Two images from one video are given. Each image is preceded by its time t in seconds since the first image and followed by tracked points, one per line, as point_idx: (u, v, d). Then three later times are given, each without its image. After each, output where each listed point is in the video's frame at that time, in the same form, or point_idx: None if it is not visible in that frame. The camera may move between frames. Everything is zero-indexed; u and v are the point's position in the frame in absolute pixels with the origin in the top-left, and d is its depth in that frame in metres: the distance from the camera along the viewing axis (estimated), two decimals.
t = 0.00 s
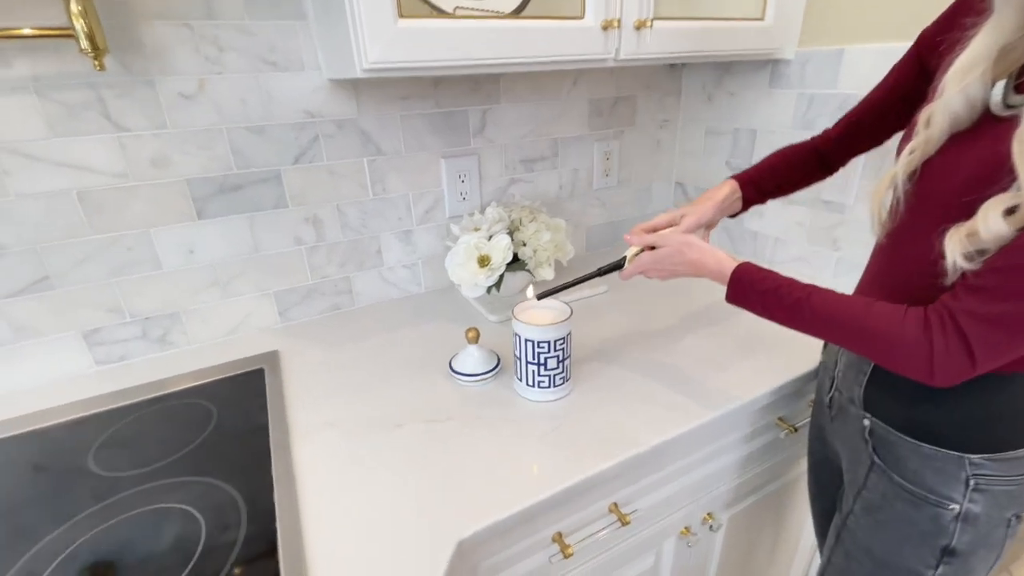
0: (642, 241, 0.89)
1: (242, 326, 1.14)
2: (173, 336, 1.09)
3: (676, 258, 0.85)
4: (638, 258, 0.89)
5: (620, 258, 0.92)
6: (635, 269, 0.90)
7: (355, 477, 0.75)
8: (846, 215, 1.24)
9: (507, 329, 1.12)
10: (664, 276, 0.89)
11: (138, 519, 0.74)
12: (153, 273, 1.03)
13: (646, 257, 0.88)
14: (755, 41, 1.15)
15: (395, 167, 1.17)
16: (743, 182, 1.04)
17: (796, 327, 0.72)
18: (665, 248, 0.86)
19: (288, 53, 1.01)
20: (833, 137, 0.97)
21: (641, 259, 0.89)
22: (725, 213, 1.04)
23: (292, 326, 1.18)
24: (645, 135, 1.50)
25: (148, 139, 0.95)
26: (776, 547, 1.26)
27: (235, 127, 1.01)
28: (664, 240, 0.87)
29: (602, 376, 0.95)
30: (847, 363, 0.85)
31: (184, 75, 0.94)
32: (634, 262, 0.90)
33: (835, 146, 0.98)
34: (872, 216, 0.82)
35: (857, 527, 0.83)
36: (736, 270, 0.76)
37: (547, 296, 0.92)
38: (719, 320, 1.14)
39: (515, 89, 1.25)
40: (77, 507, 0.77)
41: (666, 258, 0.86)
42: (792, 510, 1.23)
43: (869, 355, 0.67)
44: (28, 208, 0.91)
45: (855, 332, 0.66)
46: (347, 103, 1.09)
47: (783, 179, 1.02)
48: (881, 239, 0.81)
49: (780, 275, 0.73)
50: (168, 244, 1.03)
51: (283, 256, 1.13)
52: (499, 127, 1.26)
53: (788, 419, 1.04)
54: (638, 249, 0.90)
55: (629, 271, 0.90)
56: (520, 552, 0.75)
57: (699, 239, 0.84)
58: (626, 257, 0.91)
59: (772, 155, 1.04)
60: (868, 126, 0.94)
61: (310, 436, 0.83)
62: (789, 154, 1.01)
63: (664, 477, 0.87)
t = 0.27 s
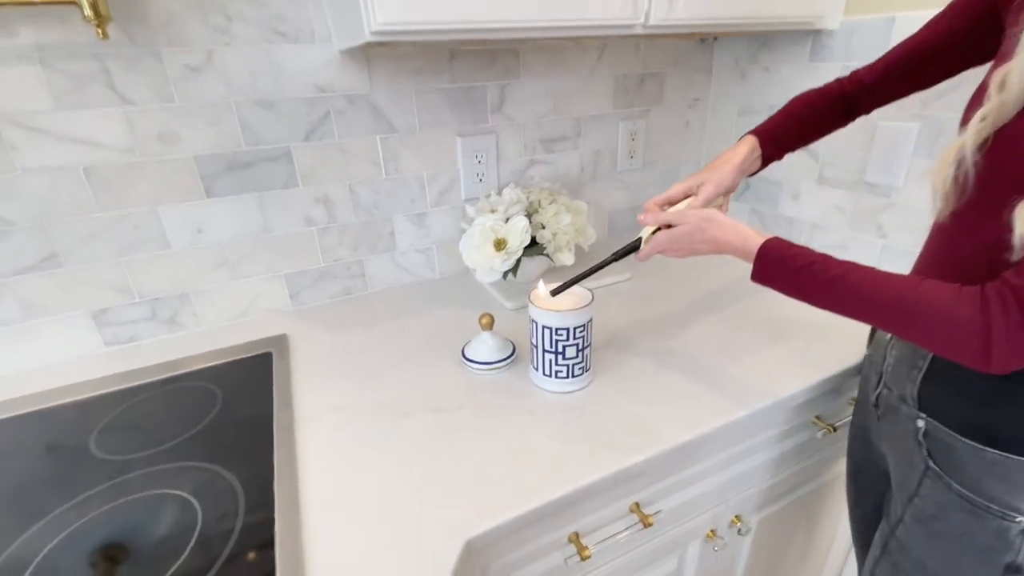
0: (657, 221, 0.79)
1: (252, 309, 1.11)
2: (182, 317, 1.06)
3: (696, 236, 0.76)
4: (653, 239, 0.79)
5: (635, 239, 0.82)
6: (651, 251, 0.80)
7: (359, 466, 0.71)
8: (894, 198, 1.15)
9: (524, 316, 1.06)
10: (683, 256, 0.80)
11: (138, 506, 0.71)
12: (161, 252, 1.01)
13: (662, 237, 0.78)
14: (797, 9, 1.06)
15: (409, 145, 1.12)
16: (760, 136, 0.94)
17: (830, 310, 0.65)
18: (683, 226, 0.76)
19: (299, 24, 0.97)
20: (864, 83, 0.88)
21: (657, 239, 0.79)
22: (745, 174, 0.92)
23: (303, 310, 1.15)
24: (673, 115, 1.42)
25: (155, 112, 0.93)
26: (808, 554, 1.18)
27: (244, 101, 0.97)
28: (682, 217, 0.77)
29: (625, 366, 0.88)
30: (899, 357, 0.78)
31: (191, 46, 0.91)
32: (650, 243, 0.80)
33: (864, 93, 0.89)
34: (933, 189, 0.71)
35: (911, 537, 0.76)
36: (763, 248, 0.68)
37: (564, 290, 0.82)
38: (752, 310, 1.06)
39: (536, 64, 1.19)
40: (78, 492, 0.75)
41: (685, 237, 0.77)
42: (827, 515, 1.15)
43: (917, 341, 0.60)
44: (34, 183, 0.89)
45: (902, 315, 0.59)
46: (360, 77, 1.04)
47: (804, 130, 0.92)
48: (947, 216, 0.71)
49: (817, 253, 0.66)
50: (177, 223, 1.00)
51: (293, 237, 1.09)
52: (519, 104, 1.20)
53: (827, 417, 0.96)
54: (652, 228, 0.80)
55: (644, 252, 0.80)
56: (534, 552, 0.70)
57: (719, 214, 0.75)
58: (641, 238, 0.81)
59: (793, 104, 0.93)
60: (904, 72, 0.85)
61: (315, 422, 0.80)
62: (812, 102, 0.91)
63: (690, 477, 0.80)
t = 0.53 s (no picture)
0: (688, 202, 0.69)
1: (257, 295, 1.06)
2: (185, 304, 1.02)
3: (734, 219, 0.66)
4: (683, 222, 0.69)
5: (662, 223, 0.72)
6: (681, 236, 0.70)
7: (360, 465, 0.66)
8: (951, 181, 1.04)
9: (540, 306, 0.99)
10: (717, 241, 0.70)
11: (128, 503, 0.67)
12: (162, 235, 0.96)
13: (694, 220, 0.68)
14: None
15: (420, 123, 1.06)
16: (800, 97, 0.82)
17: (887, 301, 0.57)
18: (719, 208, 0.66)
19: None
20: (919, 35, 0.77)
21: (688, 222, 0.69)
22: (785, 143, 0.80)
23: (309, 297, 1.10)
24: (703, 93, 1.33)
25: (152, 86, 0.88)
26: (845, 567, 1.09)
27: (245, 75, 0.92)
28: (717, 198, 0.67)
29: (651, 362, 0.81)
30: (968, 358, 0.69)
31: (189, 15, 0.86)
32: (680, 227, 0.70)
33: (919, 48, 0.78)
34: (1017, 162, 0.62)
35: (974, 559, 0.67)
36: (808, 229, 0.60)
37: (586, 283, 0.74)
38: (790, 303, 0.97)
39: (556, 36, 1.10)
40: (67, 487, 0.71)
41: (721, 220, 0.67)
42: (866, 525, 1.06)
43: (996, 339, 0.51)
44: (29, 161, 0.85)
45: (977, 309, 0.50)
46: (368, 50, 0.98)
47: (849, 89, 0.81)
48: None
49: (870, 234, 0.57)
50: (177, 204, 0.96)
51: (299, 220, 1.04)
52: (537, 79, 1.12)
53: (874, 422, 0.87)
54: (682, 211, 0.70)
55: (673, 238, 0.71)
56: (548, 565, 0.63)
57: (760, 192, 0.65)
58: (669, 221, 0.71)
59: (835, 61, 0.82)
60: (967, 22, 0.75)
61: (315, 416, 0.74)
62: (859, 57, 0.80)
63: (722, 484, 0.73)
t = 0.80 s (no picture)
0: (722, 182, 0.62)
1: (255, 284, 1.01)
2: (179, 293, 0.98)
3: (774, 201, 0.58)
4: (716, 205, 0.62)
5: (693, 206, 0.65)
6: (713, 220, 0.64)
7: (352, 472, 0.60)
8: (1009, 164, 0.94)
9: (553, 298, 0.92)
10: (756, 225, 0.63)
11: (110, 508, 0.63)
12: (154, 220, 0.91)
13: (728, 202, 0.61)
14: None
15: (426, 102, 0.99)
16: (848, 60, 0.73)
17: (955, 293, 0.49)
18: (758, 187, 0.58)
19: None
20: None
21: (720, 205, 0.62)
22: (832, 112, 0.72)
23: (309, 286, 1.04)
24: (731, 71, 1.23)
25: (140, 60, 0.82)
26: None
27: (239, 48, 0.86)
28: (755, 176, 0.59)
29: (674, 360, 0.73)
30: None
31: None
32: (712, 210, 0.63)
33: None
34: None
35: None
36: (864, 210, 0.52)
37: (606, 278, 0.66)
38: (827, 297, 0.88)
39: (573, 8, 1.02)
40: (51, 487, 0.67)
41: (760, 202, 0.59)
42: (905, 539, 0.97)
43: None
44: (12, 140, 0.80)
45: None
46: (370, 21, 0.91)
47: (903, 49, 0.71)
48: None
49: (943, 217, 0.50)
50: (169, 188, 0.90)
51: (297, 205, 0.98)
52: (552, 55, 1.05)
53: (921, 429, 0.79)
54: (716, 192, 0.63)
55: (706, 222, 0.64)
56: None
57: (805, 168, 0.57)
58: (702, 204, 0.65)
59: (887, 19, 0.73)
60: None
61: (308, 415, 0.69)
62: (914, 13, 0.71)
63: (753, 497, 0.66)
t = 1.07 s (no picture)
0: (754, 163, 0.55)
1: (244, 273, 0.96)
2: (165, 281, 0.92)
3: (815, 182, 0.52)
4: (747, 188, 0.55)
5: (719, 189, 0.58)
6: (742, 205, 0.56)
7: (334, 484, 0.54)
8: None
9: (560, 289, 0.86)
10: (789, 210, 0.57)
11: (78, 513, 0.59)
12: (136, 204, 0.86)
13: (762, 184, 0.54)
14: None
15: (425, 77, 0.92)
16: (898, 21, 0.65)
17: None
18: (797, 168, 0.52)
19: None
20: None
21: (752, 188, 0.55)
22: (877, 81, 0.64)
23: (302, 275, 0.98)
24: (755, 45, 1.14)
25: (115, 31, 0.76)
26: None
27: (221, 18, 0.79)
28: (794, 154, 0.52)
29: (692, 360, 0.67)
30: None
31: None
32: (742, 194, 0.56)
33: None
34: None
35: None
36: (926, 197, 0.46)
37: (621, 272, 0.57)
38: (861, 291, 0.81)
39: None
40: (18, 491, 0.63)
41: (798, 184, 0.53)
42: (938, 552, 0.90)
43: None
44: None
45: None
46: None
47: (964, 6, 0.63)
48: None
49: (1018, 202, 0.44)
50: (150, 170, 0.84)
51: (288, 190, 0.92)
52: (561, 26, 0.97)
53: (966, 437, 0.71)
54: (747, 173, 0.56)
55: (733, 207, 0.57)
56: None
57: (853, 145, 0.50)
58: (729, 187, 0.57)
59: None
60: None
61: (290, 417, 0.63)
62: None
63: (780, 514, 0.59)
